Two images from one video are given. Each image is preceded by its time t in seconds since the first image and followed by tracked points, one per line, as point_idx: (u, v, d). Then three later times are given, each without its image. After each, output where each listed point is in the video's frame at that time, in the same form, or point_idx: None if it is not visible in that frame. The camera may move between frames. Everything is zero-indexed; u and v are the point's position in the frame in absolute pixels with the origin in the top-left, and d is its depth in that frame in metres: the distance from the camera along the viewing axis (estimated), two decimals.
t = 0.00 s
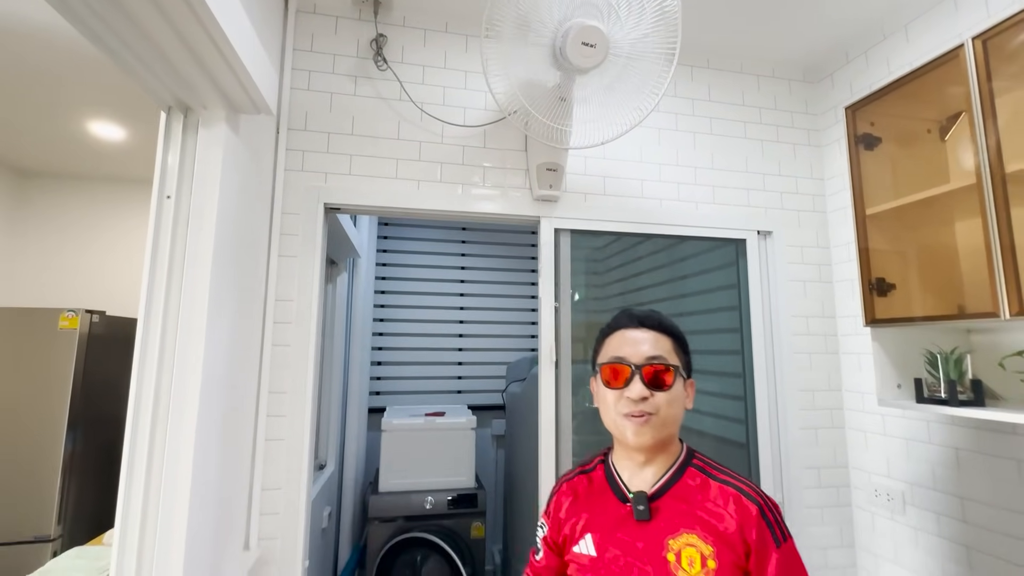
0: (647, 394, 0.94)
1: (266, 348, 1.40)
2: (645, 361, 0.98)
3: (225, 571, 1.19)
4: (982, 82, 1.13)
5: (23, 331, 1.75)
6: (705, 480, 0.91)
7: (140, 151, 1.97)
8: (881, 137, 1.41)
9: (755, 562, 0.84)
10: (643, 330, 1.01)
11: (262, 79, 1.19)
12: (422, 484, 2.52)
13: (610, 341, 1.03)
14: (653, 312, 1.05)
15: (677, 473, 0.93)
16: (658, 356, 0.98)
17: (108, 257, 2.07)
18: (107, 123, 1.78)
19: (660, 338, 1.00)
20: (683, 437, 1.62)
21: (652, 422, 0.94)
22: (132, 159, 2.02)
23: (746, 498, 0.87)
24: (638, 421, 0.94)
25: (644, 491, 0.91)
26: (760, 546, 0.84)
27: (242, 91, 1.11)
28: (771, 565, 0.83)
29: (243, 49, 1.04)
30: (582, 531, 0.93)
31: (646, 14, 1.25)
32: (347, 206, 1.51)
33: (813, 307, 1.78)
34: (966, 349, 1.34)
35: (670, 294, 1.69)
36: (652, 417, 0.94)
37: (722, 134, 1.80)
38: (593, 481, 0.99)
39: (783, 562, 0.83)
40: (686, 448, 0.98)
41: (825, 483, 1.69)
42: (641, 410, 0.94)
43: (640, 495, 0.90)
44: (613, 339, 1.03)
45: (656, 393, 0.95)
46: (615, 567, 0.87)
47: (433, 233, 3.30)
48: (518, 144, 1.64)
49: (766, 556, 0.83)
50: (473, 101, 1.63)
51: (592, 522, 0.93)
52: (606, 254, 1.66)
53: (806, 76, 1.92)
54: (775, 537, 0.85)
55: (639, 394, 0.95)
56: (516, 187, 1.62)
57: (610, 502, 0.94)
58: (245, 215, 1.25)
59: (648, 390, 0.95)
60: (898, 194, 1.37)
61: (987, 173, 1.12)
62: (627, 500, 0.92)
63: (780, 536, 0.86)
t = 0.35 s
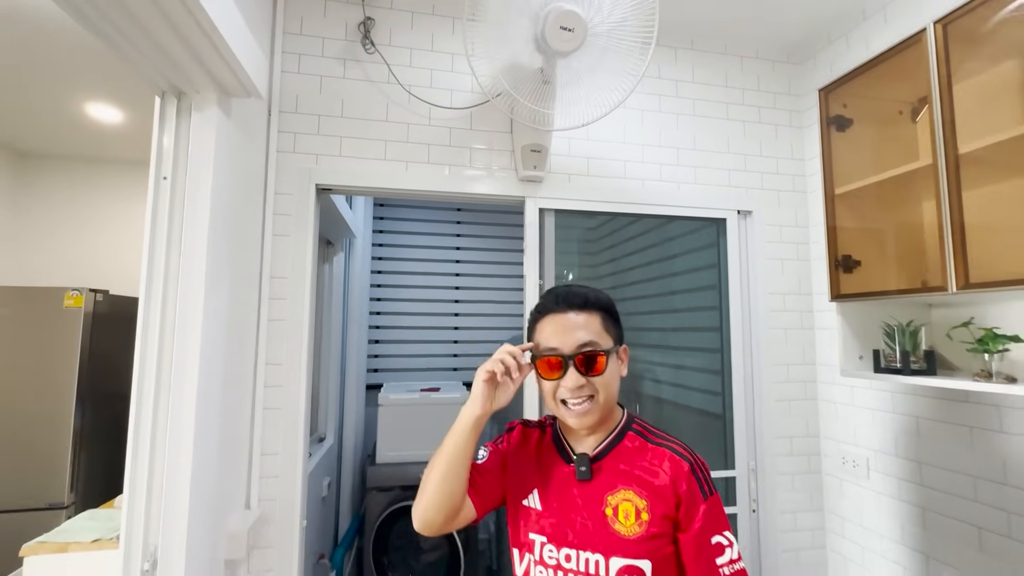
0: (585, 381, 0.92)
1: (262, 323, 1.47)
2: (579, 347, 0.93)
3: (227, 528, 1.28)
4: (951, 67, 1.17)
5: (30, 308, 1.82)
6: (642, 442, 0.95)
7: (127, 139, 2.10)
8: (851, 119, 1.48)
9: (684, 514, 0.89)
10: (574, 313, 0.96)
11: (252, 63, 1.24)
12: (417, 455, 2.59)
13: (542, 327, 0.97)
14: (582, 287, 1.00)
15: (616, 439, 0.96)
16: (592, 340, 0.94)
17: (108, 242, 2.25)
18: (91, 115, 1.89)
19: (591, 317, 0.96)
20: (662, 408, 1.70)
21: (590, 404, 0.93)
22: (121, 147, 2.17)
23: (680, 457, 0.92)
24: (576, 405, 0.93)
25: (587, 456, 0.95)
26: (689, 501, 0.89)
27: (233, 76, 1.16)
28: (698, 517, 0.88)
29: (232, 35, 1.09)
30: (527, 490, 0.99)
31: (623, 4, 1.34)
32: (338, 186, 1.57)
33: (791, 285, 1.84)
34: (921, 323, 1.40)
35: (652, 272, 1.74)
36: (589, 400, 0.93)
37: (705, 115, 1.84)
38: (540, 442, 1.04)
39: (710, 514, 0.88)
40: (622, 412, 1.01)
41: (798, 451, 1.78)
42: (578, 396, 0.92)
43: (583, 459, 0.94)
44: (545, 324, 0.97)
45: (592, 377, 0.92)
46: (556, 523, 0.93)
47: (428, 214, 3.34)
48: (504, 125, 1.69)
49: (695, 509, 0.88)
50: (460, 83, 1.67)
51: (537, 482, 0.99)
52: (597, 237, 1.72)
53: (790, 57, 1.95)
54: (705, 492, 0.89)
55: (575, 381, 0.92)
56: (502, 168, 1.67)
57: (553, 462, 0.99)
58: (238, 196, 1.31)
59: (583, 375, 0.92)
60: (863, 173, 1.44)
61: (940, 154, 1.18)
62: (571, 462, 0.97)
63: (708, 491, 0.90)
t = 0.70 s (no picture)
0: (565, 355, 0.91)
1: (262, 300, 1.56)
2: (561, 322, 0.92)
3: (233, 487, 1.39)
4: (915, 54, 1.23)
5: (42, 287, 1.92)
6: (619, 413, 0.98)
7: (128, 123, 2.17)
8: (820, 104, 1.55)
9: (658, 480, 0.94)
10: (559, 287, 0.94)
11: (246, 52, 1.31)
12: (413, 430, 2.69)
13: (525, 299, 0.96)
14: (568, 260, 0.98)
15: (594, 409, 0.97)
16: (574, 314, 0.93)
17: (111, 225, 2.33)
18: (93, 101, 1.96)
19: (575, 292, 0.95)
20: (643, 381, 1.79)
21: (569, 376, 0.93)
22: (122, 130, 2.24)
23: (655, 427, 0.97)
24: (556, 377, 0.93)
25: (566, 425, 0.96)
26: (662, 466, 0.94)
27: (229, 65, 1.23)
28: (672, 483, 0.94)
29: (226, 25, 1.15)
30: (506, 455, 0.99)
31: None
32: (332, 170, 1.64)
33: (768, 264, 1.92)
34: (876, 297, 1.48)
35: (636, 251, 1.81)
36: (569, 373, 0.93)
37: (688, 99, 1.89)
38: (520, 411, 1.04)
39: (680, 478, 0.95)
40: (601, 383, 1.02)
41: (770, 421, 1.88)
42: (558, 368, 0.92)
43: (562, 428, 0.95)
44: (529, 297, 0.95)
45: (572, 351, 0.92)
46: (535, 486, 0.94)
47: (425, 196, 3.41)
48: (491, 110, 1.75)
49: (668, 474, 0.94)
50: (449, 69, 1.73)
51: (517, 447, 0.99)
52: (591, 219, 1.80)
53: (773, 41, 1.99)
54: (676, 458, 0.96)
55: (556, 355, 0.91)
56: (490, 151, 1.74)
57: (535, 433, 0.98)
58: (237, 179, 1.39)
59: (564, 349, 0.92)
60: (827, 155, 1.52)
61: (894, 138, 1.27)
62: (549, 429, 0.98)
63: (679, 459, 0.97)
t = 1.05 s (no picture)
0: (564, 335, 0.87)
1: (267, 283, 1.63)
2: (565, 301, 0.88)
3: (243, 458, 1.48)
4: (902, 41, 1.27)
5: (55, 272, 2.00)
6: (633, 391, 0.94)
7: (132, 112, 2.23)
8: (804, 92, 1.59)
9: (670, 456, 0.91)
10: (568, 267, 0.90)
11: (247, 45, 1.36)
12: (415, 408, 2.74)
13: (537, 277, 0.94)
14: (583, 241, 0.93)
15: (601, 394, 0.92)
16: (581, 297, 0.88)
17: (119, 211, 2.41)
18: (99, 92, 2.03)
19: (587, 274, 0.90)
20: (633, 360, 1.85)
21: (569, 358, 0.89)
22: (126, 119, 2.30)
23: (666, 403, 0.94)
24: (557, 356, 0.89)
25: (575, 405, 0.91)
26: (674, 440, 0.91)
27: (230, 57, 1.29)
28: (684, 457, 0.92)
29: (227, 18, 1.20)
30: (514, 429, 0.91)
31: None
32: (332, 157, 1.70)
33: (755, 247, 1.98)
34: (852, 279, 1.55)
35: (627, 235, 1.87)
36: (569, 354, 0.88)
37: (678, 86, 1.93)
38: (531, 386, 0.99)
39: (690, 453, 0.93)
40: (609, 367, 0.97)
41: (755, 399, 1.96)
42: (557, 348, 0.88)
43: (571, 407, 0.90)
44: (541, 275, 0.93)
45: (572, 333, 0.87)
46: (547, 461, 0.88)
47: (424, 181, 3.45)
48: (486, 98, 1.79)
49: (680, 448, 0.92)
50: (444, 57, 1.77)
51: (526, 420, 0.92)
52: (591, 204, 1.86)
53: (764, 27, 2.02)
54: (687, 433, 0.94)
55: (554, 334, 0.88)
56: (485, 139, 1.79)
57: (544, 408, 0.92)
58: (241, 167, 1.45)
59: (564, 329, 0.87)
60: (810, 142, 1.56)
61: (869, 128, 1.33)
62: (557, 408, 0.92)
63: (689, 434, 0.95)
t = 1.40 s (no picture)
0: (615, 309, 0.87)
1: (272, 273, 1.67)
2: (615, 279, 0.89)
3: (251, 442, 1.54)
4: (899, 31, 1.28)
5: (63, 261, 2.04)
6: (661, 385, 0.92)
7: (135, 103, 2.25)
8: (801, 83, 1.60)
9: (696, 453, 0.90)
10: (614, 247, 0.92)
11: (249, 38, 1.38)
12: (417, 394, 2.79)
13: (579, 257, 0.93)
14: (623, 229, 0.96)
15: (633, 381, 0.91)
16: (630, 273, 0.89)
17: (125, 202, 2.45)
18: (102, 83, 2.05)
19: (632, 253, 0.92)
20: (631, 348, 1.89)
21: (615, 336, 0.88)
22: (130, 110, 2.33)
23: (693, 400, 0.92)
24: (600, 335, 0.89)
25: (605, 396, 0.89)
26: (699, 438, 0.90)
27: (232, 51, 1.31)
28: (709, 455, 0.91)
29: (229, 13, 1.22)
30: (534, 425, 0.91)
31: None
32: (334, 148, 1.72)
33: (752, 237, 2.00)
34: (842, 269, 1.57)
35: (625, 225, 1.90)
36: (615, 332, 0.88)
37: (677, 76, 1.94)
38: (543, 381, 0.95)
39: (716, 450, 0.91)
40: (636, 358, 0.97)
41: (750, 386, 2.00)
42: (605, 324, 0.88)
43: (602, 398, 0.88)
44: (583, 254, 0.92)
45: (622, 310, 0.88)
46: (570, 459, 0.87)
47: (426, 170, 3.47)
48: (486, 89, 1.81)
49: (705, 445, 0.90)
50: (443, 49, 1.78)
51: (547, 416, 0.91)
52: (590, 194, 1.88)
53: (764, 16, 2.01)
54: (712, 429, 0.92)
55: (604, 309, 0.87)
56: (485, 130, 1.81)
57: (569, 404, 0.91)
58: (244, 159, 1.48)
59: (615, 306, 0.88)
60: (806, 133, 1.57)
61: (863, 119, 1.35)
62: (586, 402, 0.90)
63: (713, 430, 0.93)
